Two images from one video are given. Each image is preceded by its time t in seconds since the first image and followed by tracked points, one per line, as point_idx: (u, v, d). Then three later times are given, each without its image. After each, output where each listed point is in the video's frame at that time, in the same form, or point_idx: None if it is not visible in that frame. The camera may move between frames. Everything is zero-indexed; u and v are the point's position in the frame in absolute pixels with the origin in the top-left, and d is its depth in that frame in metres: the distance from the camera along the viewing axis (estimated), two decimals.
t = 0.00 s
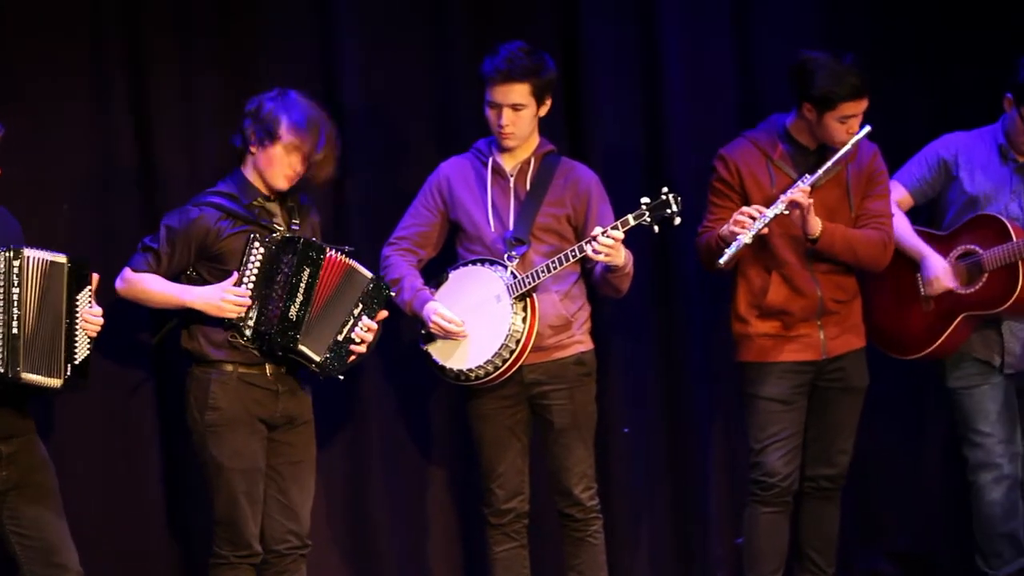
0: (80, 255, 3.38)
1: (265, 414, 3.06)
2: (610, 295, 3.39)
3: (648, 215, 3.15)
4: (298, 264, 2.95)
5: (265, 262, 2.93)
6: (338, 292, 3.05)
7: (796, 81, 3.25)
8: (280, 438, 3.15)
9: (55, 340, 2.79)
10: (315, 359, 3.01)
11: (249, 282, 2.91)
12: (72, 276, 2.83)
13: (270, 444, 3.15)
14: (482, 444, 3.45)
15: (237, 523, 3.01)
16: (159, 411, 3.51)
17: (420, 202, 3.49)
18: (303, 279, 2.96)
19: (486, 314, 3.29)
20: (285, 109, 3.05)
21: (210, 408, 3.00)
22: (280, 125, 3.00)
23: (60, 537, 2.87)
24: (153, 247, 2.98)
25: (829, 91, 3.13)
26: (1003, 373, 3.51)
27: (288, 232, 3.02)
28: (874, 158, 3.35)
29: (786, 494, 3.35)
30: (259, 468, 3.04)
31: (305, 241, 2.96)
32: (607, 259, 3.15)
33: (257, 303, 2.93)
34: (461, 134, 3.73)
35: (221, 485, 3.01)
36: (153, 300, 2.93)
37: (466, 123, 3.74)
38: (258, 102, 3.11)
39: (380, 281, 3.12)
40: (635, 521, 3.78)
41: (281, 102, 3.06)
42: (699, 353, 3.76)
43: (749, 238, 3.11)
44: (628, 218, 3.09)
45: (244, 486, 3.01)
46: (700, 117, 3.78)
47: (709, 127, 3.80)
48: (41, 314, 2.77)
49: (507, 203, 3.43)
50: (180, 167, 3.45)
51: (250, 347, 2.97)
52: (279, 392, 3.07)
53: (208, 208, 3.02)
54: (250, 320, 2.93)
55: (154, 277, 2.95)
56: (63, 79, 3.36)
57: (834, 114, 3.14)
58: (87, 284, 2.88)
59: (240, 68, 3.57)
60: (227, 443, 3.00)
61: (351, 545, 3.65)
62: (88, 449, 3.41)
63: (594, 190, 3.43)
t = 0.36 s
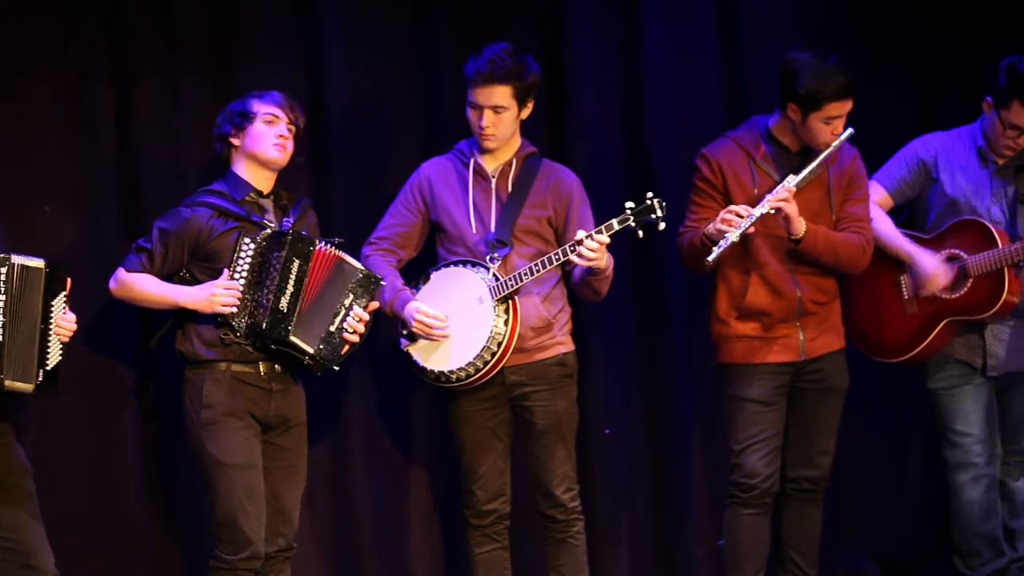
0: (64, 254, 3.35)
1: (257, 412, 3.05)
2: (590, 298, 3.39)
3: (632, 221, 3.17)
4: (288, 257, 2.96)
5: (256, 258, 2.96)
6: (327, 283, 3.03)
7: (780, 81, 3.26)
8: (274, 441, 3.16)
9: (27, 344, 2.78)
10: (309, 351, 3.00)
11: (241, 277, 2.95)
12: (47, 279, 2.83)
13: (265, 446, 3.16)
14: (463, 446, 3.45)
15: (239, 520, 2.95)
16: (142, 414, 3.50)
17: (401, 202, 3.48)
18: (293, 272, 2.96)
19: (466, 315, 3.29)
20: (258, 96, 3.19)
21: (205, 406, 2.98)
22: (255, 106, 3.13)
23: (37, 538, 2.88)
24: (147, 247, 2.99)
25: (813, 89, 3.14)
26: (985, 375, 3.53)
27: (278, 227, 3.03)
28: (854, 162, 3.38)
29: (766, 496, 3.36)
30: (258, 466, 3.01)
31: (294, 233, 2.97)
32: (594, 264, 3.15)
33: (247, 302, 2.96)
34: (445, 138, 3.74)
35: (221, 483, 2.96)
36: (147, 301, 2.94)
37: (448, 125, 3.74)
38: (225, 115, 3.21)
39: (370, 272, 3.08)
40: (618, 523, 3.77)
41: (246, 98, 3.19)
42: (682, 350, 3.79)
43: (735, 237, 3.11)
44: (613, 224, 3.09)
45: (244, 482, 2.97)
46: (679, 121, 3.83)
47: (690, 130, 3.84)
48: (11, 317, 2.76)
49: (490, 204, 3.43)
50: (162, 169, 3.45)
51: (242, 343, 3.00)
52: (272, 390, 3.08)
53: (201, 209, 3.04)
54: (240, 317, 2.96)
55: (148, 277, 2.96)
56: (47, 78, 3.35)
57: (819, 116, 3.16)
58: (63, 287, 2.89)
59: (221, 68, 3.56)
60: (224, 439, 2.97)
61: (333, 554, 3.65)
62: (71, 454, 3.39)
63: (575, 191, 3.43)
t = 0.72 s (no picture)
0: (46, 257, 3.32)
1: (236, 413, 3.04)
2: (567, 294, 3.38)
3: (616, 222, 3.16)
4: (263, 257, 2.95)
5: (233, 258, 2.94)
6: (302, 282, 3.02)
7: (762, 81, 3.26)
8: (254, 444, 3.15)
9: None
10: (287, 351, 2.99)
11: (217, 278, 2.93)
12: (20, 285, 2.82)
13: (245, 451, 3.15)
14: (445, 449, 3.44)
15: (225, 516, 2.95)
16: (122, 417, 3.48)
17: (377, 206, 3.45)
18: (268, 273, 2.96)
19: (450, 319, 3.28)
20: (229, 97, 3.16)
21: (186, 405, 2.99)
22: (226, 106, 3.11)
23: (16, 542, 2.88)
24: (125, 250, 3.00)
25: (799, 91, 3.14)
26: (965, 376, 3.53)
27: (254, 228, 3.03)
28: (835, 164, 3.39)
29: (744, 496, 3.36)
30: (241, 464, 3.01)
31: (266, 235, 2.96)
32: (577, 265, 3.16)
33: (225, 303, 2.94)
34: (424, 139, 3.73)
35: (206, 478, 2.95)
36: (124, 302, 2.95)
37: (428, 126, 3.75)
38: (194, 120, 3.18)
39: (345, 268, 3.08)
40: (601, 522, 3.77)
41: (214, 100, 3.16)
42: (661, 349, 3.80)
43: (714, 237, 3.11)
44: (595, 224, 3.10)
45: (229, 479, 2.97)
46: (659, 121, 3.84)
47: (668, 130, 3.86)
48: None
49: (468, 206, 3.41)
50: (142, 170, 3.44)
51: (221, 344, 2.98)
52: (253, 392, 3.07)
53: (177, 211, 3.04)
54: (218, 319, 2.93)
55: (126, 280, 2.98)
56: (29, 79, 3.32)
57: (801, 117, 3.16)
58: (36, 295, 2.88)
59: (201, 71, 3.54)
60: (206, 437, 2.98)
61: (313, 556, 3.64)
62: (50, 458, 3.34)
63: (553, 191, 3.44)
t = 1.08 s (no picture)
0: (20, 260, 3.31)
1: (212, 418, 3.06)
2: (539, 301, 3.40)
3: (606, 226, 3.15)
4: (230, 256, 2.95)
5: (199, 261, 2.95)
6: (271, 276, 3.01)
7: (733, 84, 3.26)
8: (228, 448, 3.16)
9: None
10: (264, 346, 3.01)
11: (185, 285, 2.94)
12: None
13: (219, 453, 3.16)
14: (424, 452, 3.40)
15: (192, 528, 2.99)
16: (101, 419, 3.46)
17: (353, 206, 3.39)
18: (237, 272, 2.96)
19: (433, 322, 3.26)
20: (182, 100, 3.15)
21: (160, 412, 2.99)
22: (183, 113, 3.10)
23: None
24: (90, 260, 3.02)
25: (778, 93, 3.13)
26: (945, 375, 3.53)
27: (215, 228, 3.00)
28: (813, 163, 3.38)
29: (725, 497, 3.36)
30: (212, 473, 3.03)
31: (232, 233, 2.96)
32: (560, 268, 3.16)
33: (196, 304, 2.95)
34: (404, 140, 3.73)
35: (176, 489, 2.98)
36: (93, 311, 2.96)
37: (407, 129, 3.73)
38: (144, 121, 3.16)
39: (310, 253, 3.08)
40: (576, 524, 3.80)
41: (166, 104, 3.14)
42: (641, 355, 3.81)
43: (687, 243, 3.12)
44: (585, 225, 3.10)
45: (198, 490, 2.99)
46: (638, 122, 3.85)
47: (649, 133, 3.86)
48: None
49: (448, 207, 3.39)
50: (121, 171, 3.44)
51: (197, 347, 3.00)
52: (227, 396, 3.08)
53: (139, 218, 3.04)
54: (190, 321, 2.95)
55: (94, 289, 2.99)
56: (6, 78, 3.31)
57: (773, 117, 3.16)
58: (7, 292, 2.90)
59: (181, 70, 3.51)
60: (178, 446, 2.98)
61: (292, 557, 3.65)
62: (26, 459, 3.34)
63: (530, 195, 3.45)
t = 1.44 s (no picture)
0: None
1: (168, 423, 3.05)
2: (526, 302, 3.35)
3: (586, 224, 3.14)
4: (182, 259, 2.95)
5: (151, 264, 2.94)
6: (223, 278, 3.02)
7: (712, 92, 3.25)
8: (186, 445, 3.14)
9: None
10: (218, 350, 3.01)
11: (139, 285, 2.94)
12: None
13: (177, 452, 3.14)
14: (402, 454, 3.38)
15: (143, 534, 3.01)
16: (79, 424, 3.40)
17: (331, 208, 3.37)
18: (190, 276, 2.95)
19: (413, 322, 3.24)
20: (125, 103, 3.11)
21: (113, 420, 2.99)
22: (129, 115, 3.07)
23: None
24: (44, 275, 2.96)
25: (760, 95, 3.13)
26: (921, 379, 3.54)
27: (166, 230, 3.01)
28: (792, 166, 3.37)
29: (705, 497, 3.36)
30: (165, 478, 3.04)
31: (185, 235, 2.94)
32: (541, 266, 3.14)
33: (148, 309, 2.95)
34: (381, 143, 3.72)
35: (126, 495, 3.00)
36: (52, 324, 2.93)
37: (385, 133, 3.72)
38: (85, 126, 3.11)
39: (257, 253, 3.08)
40: (557, 526, 3.78)
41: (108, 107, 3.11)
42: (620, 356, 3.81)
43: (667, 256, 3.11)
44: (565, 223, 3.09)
45: (150, 496, 3.01)
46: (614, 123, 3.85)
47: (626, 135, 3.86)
48: None
49: (426, 208, 3.37)
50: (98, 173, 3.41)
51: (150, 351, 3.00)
52: (181, 400, 3.07)
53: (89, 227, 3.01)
54: (143, 327, 2.96)
55: (50, 302, 2.95)
56: None
57: (752, 128, 3.15)
58: None
59: (157, 71, 3.49)
60: (129, 453, 2.99)
61: (269, 557, 3.64)
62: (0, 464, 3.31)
63: (508, 200, 3.45)
